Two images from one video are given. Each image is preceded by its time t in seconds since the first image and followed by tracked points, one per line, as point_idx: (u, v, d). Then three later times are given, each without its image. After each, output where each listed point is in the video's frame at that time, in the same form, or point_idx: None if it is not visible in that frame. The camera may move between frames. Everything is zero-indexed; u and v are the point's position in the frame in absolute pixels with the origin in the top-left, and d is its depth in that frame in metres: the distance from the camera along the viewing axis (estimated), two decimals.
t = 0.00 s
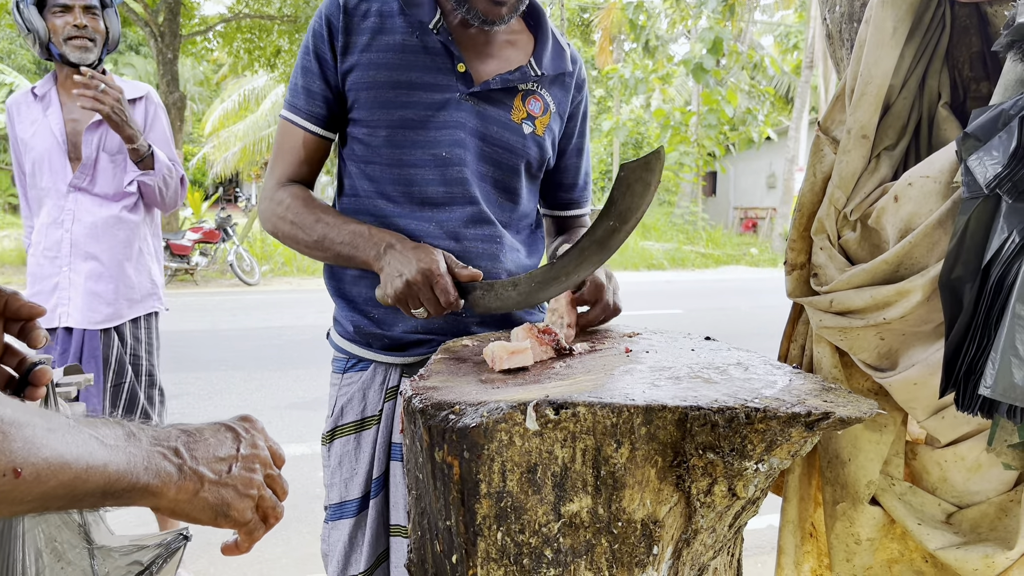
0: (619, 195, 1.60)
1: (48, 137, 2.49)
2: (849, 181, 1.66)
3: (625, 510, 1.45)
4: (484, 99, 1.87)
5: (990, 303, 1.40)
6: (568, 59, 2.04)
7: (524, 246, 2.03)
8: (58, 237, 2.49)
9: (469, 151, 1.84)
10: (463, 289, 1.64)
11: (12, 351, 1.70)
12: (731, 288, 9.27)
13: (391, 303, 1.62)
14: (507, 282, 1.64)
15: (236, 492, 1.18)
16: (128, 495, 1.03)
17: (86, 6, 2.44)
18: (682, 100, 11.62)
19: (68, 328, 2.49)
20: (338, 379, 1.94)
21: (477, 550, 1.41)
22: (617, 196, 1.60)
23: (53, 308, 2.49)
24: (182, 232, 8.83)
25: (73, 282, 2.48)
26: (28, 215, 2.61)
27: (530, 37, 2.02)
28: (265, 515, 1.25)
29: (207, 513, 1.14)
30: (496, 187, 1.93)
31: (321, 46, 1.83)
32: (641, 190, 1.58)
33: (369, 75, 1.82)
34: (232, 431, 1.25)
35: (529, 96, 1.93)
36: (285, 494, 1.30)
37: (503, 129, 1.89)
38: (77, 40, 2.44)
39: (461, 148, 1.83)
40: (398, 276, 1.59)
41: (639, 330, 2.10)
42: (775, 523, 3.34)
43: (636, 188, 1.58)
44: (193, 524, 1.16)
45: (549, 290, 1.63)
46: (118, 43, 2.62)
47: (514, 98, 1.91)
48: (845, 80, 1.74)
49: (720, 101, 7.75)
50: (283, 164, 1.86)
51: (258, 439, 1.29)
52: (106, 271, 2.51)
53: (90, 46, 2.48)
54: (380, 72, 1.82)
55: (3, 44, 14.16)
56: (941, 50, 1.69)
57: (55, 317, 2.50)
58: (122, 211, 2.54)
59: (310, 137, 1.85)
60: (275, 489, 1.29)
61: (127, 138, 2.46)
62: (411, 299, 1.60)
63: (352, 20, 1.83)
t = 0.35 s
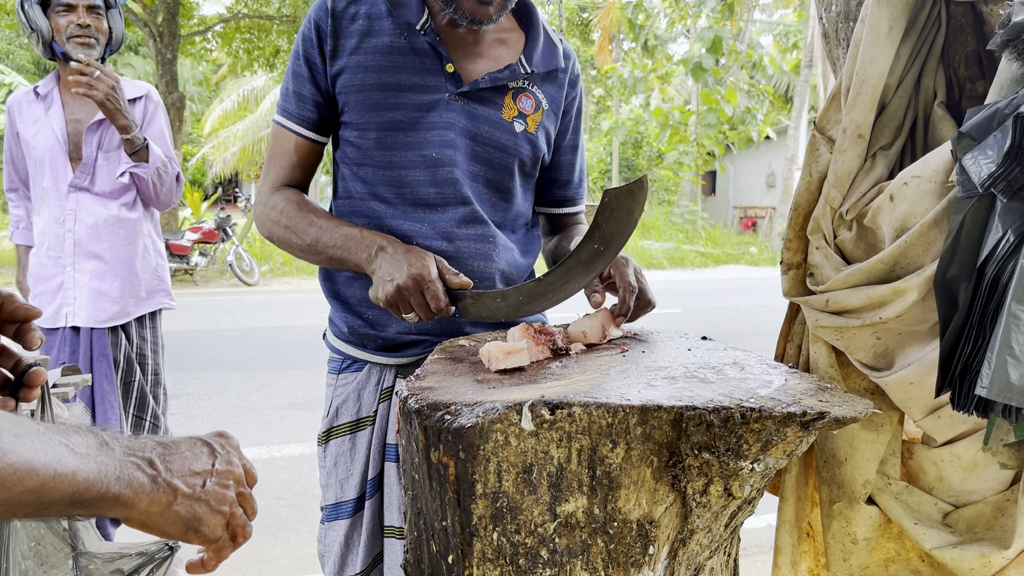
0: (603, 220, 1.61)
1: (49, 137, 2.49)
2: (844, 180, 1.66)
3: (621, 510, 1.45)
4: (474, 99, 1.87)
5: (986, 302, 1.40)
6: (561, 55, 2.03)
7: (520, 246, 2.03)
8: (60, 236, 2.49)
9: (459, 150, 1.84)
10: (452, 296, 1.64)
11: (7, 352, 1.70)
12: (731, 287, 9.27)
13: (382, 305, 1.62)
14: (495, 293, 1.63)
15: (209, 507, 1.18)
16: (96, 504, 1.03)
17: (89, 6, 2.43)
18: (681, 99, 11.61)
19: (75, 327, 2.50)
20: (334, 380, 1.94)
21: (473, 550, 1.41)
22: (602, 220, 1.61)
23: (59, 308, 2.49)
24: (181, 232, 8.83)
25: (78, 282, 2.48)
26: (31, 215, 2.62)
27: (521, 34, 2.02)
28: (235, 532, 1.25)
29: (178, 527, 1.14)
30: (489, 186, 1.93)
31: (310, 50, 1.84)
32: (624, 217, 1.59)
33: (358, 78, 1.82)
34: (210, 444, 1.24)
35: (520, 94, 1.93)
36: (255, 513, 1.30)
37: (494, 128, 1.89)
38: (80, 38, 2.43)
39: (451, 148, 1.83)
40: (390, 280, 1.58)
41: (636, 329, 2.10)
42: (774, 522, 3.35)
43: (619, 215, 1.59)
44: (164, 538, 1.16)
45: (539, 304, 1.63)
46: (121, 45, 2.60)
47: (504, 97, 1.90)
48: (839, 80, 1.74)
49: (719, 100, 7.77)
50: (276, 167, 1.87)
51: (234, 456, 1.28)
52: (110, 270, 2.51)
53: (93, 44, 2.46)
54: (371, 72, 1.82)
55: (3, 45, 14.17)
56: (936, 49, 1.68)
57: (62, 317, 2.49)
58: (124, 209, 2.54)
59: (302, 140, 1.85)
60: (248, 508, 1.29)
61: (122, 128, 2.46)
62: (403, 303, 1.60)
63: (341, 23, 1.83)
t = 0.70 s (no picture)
0: (644, 181, 1.65)
1: (47, 137, 2.49)
2: (843, 180, 1.66)
3: (621, 510, 1.45)
4: (478, 100, 1.87)
5: (985, 302, 1.40)
6: (563, 56, 2.03)
7: (519, 247, 2.03)
8: (57, 238, 2.48)
9: (462, 152, 1.85)
10: (480, 282, 1.69)
11: (6, 355, 1.69)
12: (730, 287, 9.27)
13: (407, 296, 1.61)
14: (524, 275, 1.68)
15: (182, 526, 1.19)
16: (67, 512, 1.03)
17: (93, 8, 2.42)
18: (680, 99, 11.62)
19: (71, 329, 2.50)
20: (332, 380, 1.94)
21: (473, 550, 1.41)
22: (643, 183, 1.66)
23: (55, 310, 2.48)
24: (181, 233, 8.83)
25: (74, 284, 2.48)
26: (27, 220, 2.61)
27: (524, 35, 2.01)
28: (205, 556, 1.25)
29: (148, 543, 1.15)
30: (490, 187, 1.93)
31: (314, 47, 1.82)
32: (666, 176, 1.63)
33: (362, 78, 1.82)
34: (188, 463, 1.26)
35: (523, 96, 1.93)
36: (223, 537, 1.29)
37: (496, 130, 1.89)
38: (83, 41, 2.44)
39: (453, 150, 1.83)
40: (415, 267, 1.58)
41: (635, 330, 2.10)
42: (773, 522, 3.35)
43: (661, 176, 1.64)
44: (133, 553, 1.17)
45: (569, 280, 1.68)
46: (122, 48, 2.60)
47: (508, 98, 1.91)
48: (839, 80, 1.74)
49: (718, 101, 7.78)
50: (277, 165, 1.84)
51: (212, 477, 1.29)
52: (106, 272, 2.51)
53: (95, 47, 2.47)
54: (375, 70, 1.82)
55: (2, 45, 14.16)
56: (935, 49, 1.69)
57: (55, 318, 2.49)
58: (120, 212, 2.54)
59: (305, 137, 1.83)
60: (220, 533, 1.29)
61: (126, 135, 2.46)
62: (428, 291, 1.60)
63: (345, 21, 1.83)
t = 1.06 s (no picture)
0: (681, 222, 1.64)
1: (51, 136, 2.46)
2: (845, 176, 1.66)
3: (622, 507, 1.44)
4: (488, 99, 1.87)
5: (987, 298, 1.40)
6: (570, 59, 2.04)
7: (522, 246, 2.03)
8: (65, 237, 2.48)
9: (469, 151, 1.84)
10: (495, 297, 1.74)
11: (4, 354, 1.67)
12: (729, 287, 9.28)
13: (417, 300, 1.63)
14: (541, 296, 1.74)
15: (145, 535, 1.22)
16: (27, 511, 1.07)
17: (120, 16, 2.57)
18: (679, 99, 11.62)
19: (87, 329, 2.51)
20: (335, 378, 1.94)
21: (474, 548, 1.40)
22: (677, 221, 1.65)
23: (67, 309, 2.48)
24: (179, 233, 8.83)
25: (89, 283, 2.48)
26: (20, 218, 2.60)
27: (533, 37, 2.02)
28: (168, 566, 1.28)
29: (110, 550, 1.18)
30: (496, 186, 1.92)
31: (325, 38, 1.79)
32: (702, 220, 1.61)
33: (374, 73, 1.80)
34: (159, 474, 1.30)
35: (532, 96, 1.93)
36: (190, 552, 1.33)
37: (505, 129, 1.89)
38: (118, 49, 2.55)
39: (460, 148, 1.83)
40: (431, 273, 1.59)
41: (636, 328, 2.09)
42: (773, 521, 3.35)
43: (697, 217, 1.62)
44: (96, 559, 1.20)
45: (586, 304, 1.74)
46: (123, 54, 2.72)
47: (517, 98, 1.91)
48: (840, 77, 1.74)
49: (717, 101, 7.79)
50: (283, 159, 1.79)
51: (181, 489, 1.33)
52: (121, 271, 2.54)
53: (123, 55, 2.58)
54: (387, 65, 1.81)
55: None
56: (937, 45, 1.68)
57: (73, 318, 2.49)
58: (132, 214, 2.57)
59: (315, 130, 1.79)
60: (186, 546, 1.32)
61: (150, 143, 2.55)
62: (441, 298, 1.62)
63: (358, 14, 1.81)
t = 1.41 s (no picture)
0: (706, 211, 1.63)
1: (72, 132, 2.45)
2: (846, 176, 1.66)
3: (624, 506, 1.44)
4: (494, 101, 1.87)
5: (987, 298, 1.41)
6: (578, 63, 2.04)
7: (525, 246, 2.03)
8: (87, 232, 2.50)
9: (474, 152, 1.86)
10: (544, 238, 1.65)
11: (5, 353, 1.67)
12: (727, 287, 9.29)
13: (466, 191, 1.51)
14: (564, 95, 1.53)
15: (126, 531, 1.27)
16: (10, 503, 1.13)
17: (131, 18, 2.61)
18: (677, 99, 11.63)
19: (112, 325, 2.56)
20: (338, 376, 1.94)
21: (475, 547, 1.40)
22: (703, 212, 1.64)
23: (92, 304, 2.50)
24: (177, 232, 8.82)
25: (114, 279, 2.53)
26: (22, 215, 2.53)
27: (540, 40, 2.00)
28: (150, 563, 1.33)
29: (92, 545, 1.24)
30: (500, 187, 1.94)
31: (338, 32, 1.79)
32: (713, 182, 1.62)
33: (384, 70, 1.80)
34: (140, 471, 1.36)
35: (537, 100, 1.93)
36: (173, 550, 1.39)
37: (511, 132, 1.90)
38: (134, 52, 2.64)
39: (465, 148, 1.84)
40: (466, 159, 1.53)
41: (638, 327, 2.10)
42: (772, 521, 3.36)
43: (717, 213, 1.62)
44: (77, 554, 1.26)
45: (611, 66, 1.53)
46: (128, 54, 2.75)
47: (522, 102, 1.92)
48: (841, 77, 1.75)
49: (715, 101, 7.80)
50: (304, 149, 1.77)
51: (163, 488, 1.38)
52: (143, 268, 2.62)
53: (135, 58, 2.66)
54: (394, 65, 1.80)
55: None
56: (938, 46, 1.69)
57: (97, 313, 2.51)
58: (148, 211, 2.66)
59: (333, 122, 1.78)
60: (167, 544, 1.38)
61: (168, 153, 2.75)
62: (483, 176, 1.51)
63: (369, 11, 1.81)
